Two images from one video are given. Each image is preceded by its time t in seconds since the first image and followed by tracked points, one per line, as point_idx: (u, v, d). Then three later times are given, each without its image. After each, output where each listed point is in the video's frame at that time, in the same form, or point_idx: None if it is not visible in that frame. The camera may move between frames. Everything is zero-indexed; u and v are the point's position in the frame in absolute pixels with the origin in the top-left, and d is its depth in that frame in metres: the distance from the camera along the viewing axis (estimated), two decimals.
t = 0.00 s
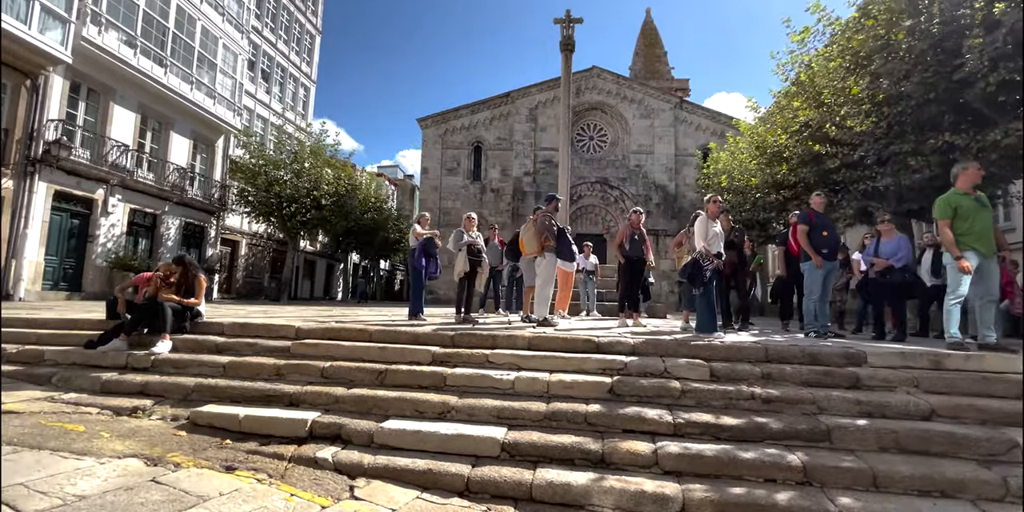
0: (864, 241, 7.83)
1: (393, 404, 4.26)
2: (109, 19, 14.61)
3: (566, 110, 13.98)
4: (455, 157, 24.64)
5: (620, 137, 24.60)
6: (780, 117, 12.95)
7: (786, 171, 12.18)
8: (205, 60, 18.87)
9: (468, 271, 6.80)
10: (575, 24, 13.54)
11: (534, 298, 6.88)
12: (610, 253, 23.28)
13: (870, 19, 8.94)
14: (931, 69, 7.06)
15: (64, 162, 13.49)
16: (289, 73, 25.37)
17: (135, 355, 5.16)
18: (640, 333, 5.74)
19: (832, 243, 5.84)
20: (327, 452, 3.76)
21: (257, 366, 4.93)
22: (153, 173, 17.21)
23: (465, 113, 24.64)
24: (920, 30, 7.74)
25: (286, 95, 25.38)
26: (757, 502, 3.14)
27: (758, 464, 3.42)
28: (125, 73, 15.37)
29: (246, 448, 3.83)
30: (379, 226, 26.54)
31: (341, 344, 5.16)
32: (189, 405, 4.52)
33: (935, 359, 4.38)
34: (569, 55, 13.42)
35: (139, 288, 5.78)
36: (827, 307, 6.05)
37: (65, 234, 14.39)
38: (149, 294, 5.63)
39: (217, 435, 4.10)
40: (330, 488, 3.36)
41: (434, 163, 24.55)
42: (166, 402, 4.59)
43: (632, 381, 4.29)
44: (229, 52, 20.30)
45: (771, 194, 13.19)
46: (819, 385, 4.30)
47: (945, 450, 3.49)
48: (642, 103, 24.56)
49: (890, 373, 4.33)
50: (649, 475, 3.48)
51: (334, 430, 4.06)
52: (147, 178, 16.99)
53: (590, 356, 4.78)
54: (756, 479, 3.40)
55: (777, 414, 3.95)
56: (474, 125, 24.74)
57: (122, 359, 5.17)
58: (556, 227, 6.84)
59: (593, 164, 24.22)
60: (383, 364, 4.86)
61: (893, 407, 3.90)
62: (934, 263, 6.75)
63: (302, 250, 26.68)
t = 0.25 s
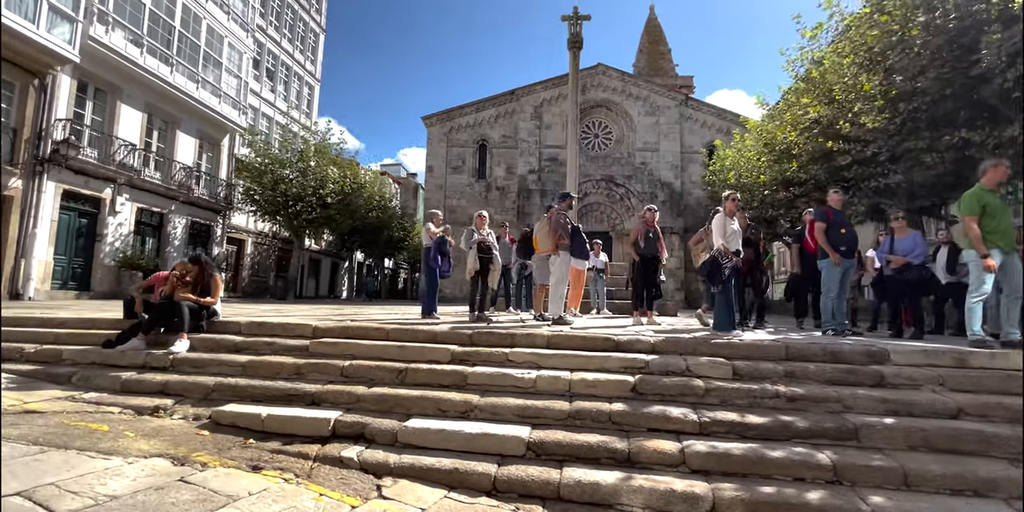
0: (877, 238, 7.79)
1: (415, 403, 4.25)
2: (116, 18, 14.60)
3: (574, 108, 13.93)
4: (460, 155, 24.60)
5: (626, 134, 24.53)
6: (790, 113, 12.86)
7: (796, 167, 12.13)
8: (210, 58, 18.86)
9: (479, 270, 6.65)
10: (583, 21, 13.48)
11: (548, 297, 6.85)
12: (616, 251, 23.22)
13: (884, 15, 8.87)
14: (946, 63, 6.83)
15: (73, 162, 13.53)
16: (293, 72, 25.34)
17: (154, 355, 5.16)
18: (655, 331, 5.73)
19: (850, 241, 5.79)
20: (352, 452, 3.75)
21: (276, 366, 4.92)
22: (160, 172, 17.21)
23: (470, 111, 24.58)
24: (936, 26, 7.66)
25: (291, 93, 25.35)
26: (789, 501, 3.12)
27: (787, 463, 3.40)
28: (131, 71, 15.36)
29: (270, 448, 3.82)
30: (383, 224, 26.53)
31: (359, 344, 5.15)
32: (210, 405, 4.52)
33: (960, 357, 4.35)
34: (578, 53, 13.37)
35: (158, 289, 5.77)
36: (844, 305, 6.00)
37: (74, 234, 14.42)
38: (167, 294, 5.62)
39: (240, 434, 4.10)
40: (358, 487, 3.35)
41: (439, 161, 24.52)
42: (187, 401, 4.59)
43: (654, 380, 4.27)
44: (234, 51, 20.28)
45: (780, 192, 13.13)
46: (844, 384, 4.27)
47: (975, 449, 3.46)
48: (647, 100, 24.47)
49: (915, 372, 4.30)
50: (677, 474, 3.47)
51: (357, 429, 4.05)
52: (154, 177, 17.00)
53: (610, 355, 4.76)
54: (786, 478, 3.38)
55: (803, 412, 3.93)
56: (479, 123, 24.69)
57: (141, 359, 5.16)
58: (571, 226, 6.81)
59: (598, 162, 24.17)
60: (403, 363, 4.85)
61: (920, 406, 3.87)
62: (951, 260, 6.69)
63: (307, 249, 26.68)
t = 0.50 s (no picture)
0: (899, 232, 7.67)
1: (444, 401, 4.21)
2: (125, 17, 14.63)
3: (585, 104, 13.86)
4: (467, 153, 24.56)
5: (633, 131, 24.43)
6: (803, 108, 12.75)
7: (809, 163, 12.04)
8: (218, 57, 18.87)
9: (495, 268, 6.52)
10: (594, 17, 13.39)
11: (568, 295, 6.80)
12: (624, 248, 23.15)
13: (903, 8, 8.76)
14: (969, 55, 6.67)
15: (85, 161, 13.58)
16: (300, 70, 25.33)
17: (177, 353, 5.14)
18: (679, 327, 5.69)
19: (876, 237, 5.70)
20: (384, 450, 3.72)
21: (300, 364, 4.90)
22: (169, 171, 17.23)
23: (477, 109, 24.52)
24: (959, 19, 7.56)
25: (297, 92, 25.35)
26: (832, 499, 3.08)
27: (828, 461, 3.35)
28: (141, 70, 15.40)
29: (301, 446, 3.80)
30: (390, 222, 26.54)
31: (383, 341, 5.13)
32: (237, 402, 4.50)
33: (994, 354, 4.29)
34: (588, 49, 13.29)
35: (178, 286, 5.72)
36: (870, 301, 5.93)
37: (85, 233, 14.47)
38: (187, 292, 5.57)
39: (269, 432, 4.08)
40: (393, 485, 3.32)
41: (446, 159, 24.48)
42: (214, 399, 4.57)
43: (685, 377, 4.23)
44: (242, 50, 20.28)
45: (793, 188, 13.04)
46: (877, 380, 4.22)
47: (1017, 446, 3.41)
48: (654, 97, 24.36)
49: (949, 368, 4.24)
50: (715, 472, 3.42)
51: (387, 427, 4.02)
52: (164, 176, 17.02)
53: (638, 352, 4.71)
54: (826, 476, 3.34)
55: (838, 409, 3.88)
56: (486, 120, 24.64)
57: (164, 357, 5.15)
58: (591, 222, 6.74)
59: (606, 159, 24.10)
60: (428, 360, 4.81)
61: (959, 403, 3.81)
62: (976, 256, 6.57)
63: (314, 247, 26.71)
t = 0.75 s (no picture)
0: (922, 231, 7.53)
1: (474, 407, 4.17)
2: (135, 19, 14.65)
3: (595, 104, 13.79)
4: (474, 153, 24.51)
5: (641, 130, 24.32)
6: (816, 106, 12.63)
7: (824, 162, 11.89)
8: (227, 58, 18.88)
9: (516, 269, 6.56)
10: (605, 16, 13.31)
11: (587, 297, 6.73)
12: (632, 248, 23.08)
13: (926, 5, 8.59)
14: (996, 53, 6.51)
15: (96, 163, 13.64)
16: (306, 71, 25.33)
17: (201, 357, 5.12)
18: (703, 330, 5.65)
19: (904, 238, 5.61)
20: (416, 457, 3.68)
21: (326, 369, 4.85)
22: (178, 173, 17.25)
23: (484, 108, 24.46)
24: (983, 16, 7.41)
25: (304, 92, 25.33)
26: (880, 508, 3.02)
27: (871, 469, 3.29)
28: (150, 72, 15.41)
29: (333, 453, 3.76)
30: (397, 222, 26.53)
31: (407, 345, 5.09)
32: (263, 408, 4.47)
33: None
34: (600, 48, 13.22)
35: (199, 291, 5.70)
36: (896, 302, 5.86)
37: (96, 235, 14.52)
38: (208, 296, 5.55)
39: (298, 438, 4.04)
40: (430, 494, 3.28)
41: (453, 159, 24.44)
42: (239, 405, 4.54)
43: (717, 382, 4.18)
44: (250, 51, 20.28)
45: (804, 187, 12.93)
46: (914, 385, 4.15)
47: None
48: (662, 96, 24.24)
49: (987, 372, 4.17)
50: (755, 479, 3.37)
51: (417, 434, 3.99)
52: (173, 178, 17.04)
53: (667, 356, 4.65)
54: (869, 484, 3.28)
55: (876, 415, 3.82)
56: (493, 120, 24.58)
57: (187, 362, 5.12)
58: (610, 224, 6.68)
59: (613, 158, 24.02)
60: (454, 365, 4.77)
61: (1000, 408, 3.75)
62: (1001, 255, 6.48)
63: (322, 248, 26.74)
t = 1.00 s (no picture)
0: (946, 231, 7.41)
1: (502, 411, 4.12)
2: (145, 22, 14.71)
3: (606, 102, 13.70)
4: (481, 153, 24.45)
5: (649, 129, 24.22)
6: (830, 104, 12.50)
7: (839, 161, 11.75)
8: (235, 60, 18.91)
9: (538, 270, 6.59)
10: (616, 14, 13.24)
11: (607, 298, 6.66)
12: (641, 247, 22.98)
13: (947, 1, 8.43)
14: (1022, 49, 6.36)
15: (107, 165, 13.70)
16: (313, 72, 25.35)
17: (224, 361, 5.10)
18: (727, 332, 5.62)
19: (932, 237, 5.55)
20: (448, 462, 3.63)
21: (350, 372, 4.81)
22: (188, 175, 17.28)
23: (491, 108, 24.40)
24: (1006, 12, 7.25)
25: (311, 93, 25.36)
26: None
27: (915, 474, 3.22)
28: (161, 74, 15.46)
29: (363, 458, 3.72)
30: (404, 223, 26.52)
31: (431, 348, 5.05)
32: (289, 413, 4.44)
33: None
34: (611, 47, 13.14)
35: (219, 295, 5.70)
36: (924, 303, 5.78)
37: (108, 237, 14.57)
38: (228, 299, 5.54)
39: (326, 443, 4.00)
40: (465, 501, 3.24)
41: (461, 159, 24.40)
42: (265, 409, 4.51)
43: (750, 385, 4.11)
44: (258, 52, 20.31)
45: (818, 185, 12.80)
46: (951, 387, 4.08)
47: None
48: (670, 94, 24.12)
49: None
50: (796, 485, 3.30)
51: (446, 438, 3.94)
52: (183, 180, 17.07)
53: (696, 358, 4.59)
54: (913, 490, 3.21)
55: (915, 419, 3.74)
56: (500, 120, 24.52)
57: (210, 365, 5.10)
58: (631, 224, 6.60)
59: (622, 158, 23.91)
60: (480, 368, 4.73)
61: None
62: None
63: (330, 249, 26.77)
